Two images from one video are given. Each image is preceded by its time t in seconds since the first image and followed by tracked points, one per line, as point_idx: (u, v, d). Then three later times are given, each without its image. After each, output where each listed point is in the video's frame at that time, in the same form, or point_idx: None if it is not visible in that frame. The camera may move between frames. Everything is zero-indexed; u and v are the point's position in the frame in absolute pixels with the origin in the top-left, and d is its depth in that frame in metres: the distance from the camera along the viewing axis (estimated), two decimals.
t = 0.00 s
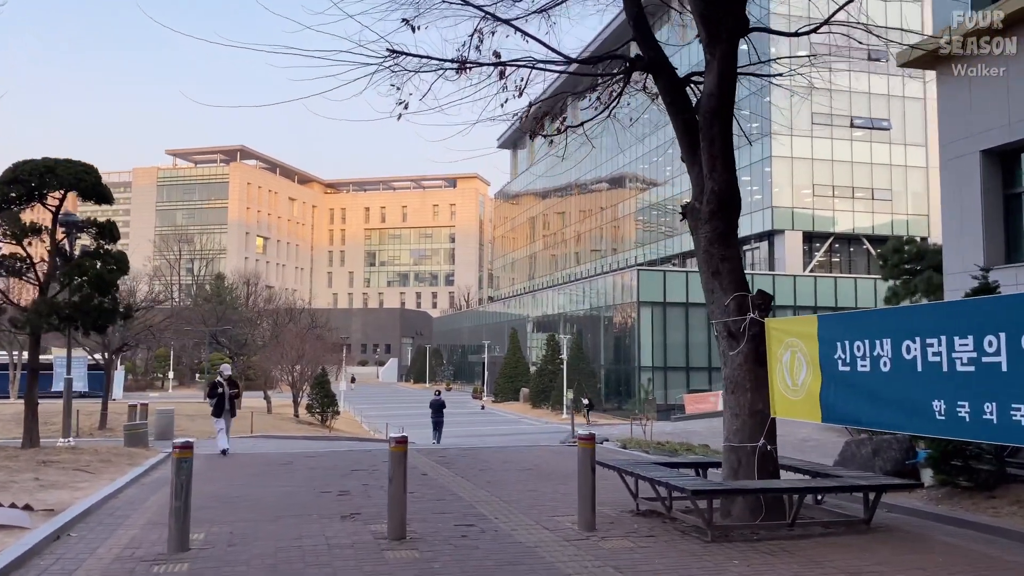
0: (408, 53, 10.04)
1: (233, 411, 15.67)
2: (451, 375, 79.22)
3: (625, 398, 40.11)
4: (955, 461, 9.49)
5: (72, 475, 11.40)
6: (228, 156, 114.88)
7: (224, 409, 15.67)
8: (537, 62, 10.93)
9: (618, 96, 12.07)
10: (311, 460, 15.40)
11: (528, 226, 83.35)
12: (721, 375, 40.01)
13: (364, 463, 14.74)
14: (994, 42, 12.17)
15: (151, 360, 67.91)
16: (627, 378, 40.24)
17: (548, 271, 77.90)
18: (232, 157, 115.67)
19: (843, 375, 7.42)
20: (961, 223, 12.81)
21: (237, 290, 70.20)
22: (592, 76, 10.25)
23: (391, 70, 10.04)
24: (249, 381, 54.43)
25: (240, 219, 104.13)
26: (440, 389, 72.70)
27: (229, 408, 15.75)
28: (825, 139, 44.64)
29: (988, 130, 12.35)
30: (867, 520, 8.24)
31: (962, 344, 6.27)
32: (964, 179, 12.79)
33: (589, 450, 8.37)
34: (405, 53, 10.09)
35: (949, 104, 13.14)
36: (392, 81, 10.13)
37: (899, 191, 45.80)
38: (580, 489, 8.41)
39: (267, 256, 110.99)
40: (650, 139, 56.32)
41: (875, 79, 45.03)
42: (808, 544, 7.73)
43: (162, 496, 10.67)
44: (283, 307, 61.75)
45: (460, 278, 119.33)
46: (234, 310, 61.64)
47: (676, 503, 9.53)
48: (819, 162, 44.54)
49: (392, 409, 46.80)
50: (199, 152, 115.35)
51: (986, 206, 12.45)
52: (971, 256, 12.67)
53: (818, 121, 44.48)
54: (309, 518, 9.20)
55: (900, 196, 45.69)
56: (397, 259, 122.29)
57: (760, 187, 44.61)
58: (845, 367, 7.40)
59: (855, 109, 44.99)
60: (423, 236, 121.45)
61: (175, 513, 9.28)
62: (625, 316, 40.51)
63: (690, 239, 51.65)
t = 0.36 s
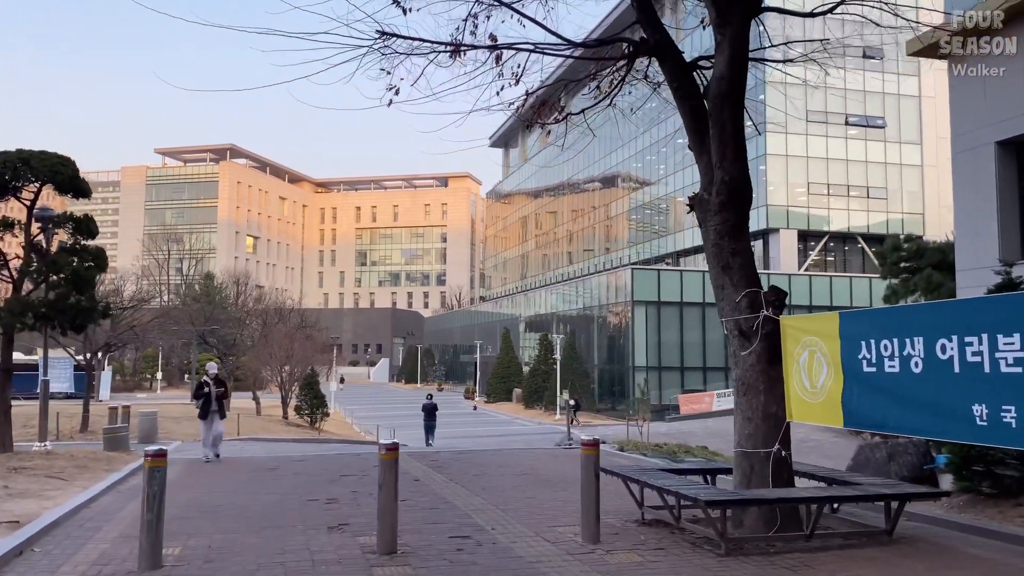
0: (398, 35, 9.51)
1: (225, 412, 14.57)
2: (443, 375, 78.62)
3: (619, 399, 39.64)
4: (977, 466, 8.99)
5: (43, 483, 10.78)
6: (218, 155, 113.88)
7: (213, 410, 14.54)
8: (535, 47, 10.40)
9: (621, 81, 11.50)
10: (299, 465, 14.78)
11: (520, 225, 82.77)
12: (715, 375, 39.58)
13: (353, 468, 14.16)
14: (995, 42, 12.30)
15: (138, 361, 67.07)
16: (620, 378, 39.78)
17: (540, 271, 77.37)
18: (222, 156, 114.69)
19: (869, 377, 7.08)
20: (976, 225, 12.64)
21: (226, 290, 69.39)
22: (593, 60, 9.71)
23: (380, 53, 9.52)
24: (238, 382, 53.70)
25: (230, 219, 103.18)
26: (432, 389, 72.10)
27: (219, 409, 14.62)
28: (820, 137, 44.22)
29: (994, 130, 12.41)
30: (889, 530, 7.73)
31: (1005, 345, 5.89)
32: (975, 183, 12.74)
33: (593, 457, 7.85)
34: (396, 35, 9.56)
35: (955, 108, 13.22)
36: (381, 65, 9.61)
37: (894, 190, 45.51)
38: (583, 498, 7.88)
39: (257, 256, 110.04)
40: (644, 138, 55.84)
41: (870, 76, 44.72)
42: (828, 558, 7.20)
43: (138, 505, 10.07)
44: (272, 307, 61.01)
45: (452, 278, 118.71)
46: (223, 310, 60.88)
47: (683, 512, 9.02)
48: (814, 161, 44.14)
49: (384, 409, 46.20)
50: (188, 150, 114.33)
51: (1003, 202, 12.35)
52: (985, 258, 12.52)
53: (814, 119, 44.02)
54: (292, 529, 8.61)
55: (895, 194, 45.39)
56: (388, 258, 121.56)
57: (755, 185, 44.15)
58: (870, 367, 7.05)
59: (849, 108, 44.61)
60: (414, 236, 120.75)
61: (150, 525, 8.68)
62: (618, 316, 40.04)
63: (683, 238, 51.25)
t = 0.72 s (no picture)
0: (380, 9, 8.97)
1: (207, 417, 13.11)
2: (430, 375, 77.93)
3: (608, 398, 39.16)
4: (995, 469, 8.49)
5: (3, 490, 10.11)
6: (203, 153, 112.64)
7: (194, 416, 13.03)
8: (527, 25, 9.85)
9: (616, 64, 10.99)
10: (279, 468, 14.13)
11: (507, 224, 82.14)
12: (705, 375, 39.03)
13: (336, 471, 13.53)
14: (993, 42, 12.08)
15: (121, 361, 66.03)
16: (610, 377, 39.28)
17: (528, 270, 76.78)
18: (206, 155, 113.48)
19: (893, 375, 6.84)
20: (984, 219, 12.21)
21: (210, 290, 68.41)
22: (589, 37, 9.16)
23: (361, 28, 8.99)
24: (221, 383, 52.83)
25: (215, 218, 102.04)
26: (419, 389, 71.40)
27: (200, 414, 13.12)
28: (810, 134, 43.89)
29: (995, 127, 12.14)
30: (909, 537, 7.21)
31: None
32: (980, 180, 12.39)
33: (592, 461, 7.31)
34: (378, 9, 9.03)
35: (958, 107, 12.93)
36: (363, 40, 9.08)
37: (885, 187, 45.21)
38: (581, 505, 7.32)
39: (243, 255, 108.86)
40: (633, 136, 55.42)
41: (860, 73, 44.46)
42: (846, 569, 6.66)
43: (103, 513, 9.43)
44: (257, 306, 60.13)
45: (439, 277, 118.01)
46: (206, 310, 59.94)
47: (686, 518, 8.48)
48: (804, 158, 43.84)
49: (370, 409, 45.56)
50: (173, 149, 113.12)
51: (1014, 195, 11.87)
52: (995, 251, 12.04)
53: (804, 116, 43.69)
54: (266, 540, 8.00)
55: (885, 192, 45.07)
56: (375, 258, 120.69)
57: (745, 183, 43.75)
58: (894, 363, 6.82)
59: (840, 105, 44.26)
60: (401, 235, 119.93)
61: (112, 537, 8.03)
62: (607, 315, 39.57)
63: (672, 237, 50.81)
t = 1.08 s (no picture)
0: None
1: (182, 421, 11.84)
2: (414, 375, 77.16)
3: (595, 398, 38.63)
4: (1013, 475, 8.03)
5: None
6: (184, 151, 111.16)
7: (167, 418, 11.75)
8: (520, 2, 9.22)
9: (614, 43, 10.38)
10: (255, 474, 13.42)
11: (492, 223, 81.51)
12: (692, 375, 38.48)
13: (315, 478, 12.86)
14: (993, 42, 11.78)
15: (98, 361, 64.76)
16: (596, 377, 38.78)
17: (512, 269, 76.18)
18: (187, 153, 112.00)
19: (924, 377, 6.66)
20: (993, 216, 11.67)
21: (189, 289, 67.25)
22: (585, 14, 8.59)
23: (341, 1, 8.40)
24: (200, 383, 51.84)
25: (196, 216, 100.67)
26: (402, 389, 70.67)
27: (174, 417, 11.86)
28: (796, 132, 43.61)
29: (999, 124, 11.74)
30: (933, 551, 6.66)
31: None
32: (987, 177, 11.92)
33: (592, 469, 6.76)
34: None
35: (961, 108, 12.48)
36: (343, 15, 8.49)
37: (871, 186, 44.96)
38: (579, 516, 6.76)
39: (224, 255, 107.49)
40: (618, 134, 55.00)
41: (847, 71, 44.27)
42: None
43: (59, 527, 8.71)
44: (237, 305, 59.13)
45: (424, 277, 117.20)
46: (185, 309, 58.87)
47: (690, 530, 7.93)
48: (791, 156, 43.55)
49: (353, 410, 44.77)
50: (153, 146, 111.59)
51: None
52: (1009, 245, 11.43)
53: (790, 113, 43.47)
54: (235, 556, 7.37)
55: (871, 190, 44.81)
56: (358, 257, 119.72)
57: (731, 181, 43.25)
58: (926, 363, 6.63)
59: (827, 103, 44.00)
60: (385, 234, 119.02)
61: (64, 554, 7.33)
62: (593, 315, 39.08)
63: (657, 236, 50.44)
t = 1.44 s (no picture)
0: None
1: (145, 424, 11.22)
2: (396, 375, 76.39)
3: (579, 398, 38.16)
4: None
5: None
6: (162, 149, 109.60)
7: (129, 422, 11.16)
8: None
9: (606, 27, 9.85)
10: (226, 481, 12.78)
11: (474, 223, 80.86)
12: (676, 374, 38.12)
13: (291, 484, 12.26)
14: (993, 42, 11.43)
15: (73, 362, 63.46)
16: (580, 377, 38.31)
17: (495, 269, 75.59)
18: (165, 151, 110.44)
19: (950, 378, 6.29)
20: (997, 217, 11.26)
21: (167, 288, 66.07)
22: None
23: None
24: (177, 384, 50.80)
25: (174, 215, 99.20)
26: (384, 390, 69.92)
27: (137, 421, 11.24)
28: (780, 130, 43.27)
29: (1003, 119, 11.34)
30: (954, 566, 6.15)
31: None
32: (990, 178, 11.50)
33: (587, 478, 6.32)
34: None
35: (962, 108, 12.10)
36: None
37: (855, 185, 44.71)
38: (573, 529, 6.30)
39: (203, 254, 106.06)
40: (601, 133, 54.57)
41: (831, 70, 44.07)
42: None
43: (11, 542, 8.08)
44: (215, 305, 58.09)
45: (406, 276, 116.38)
46: (162, 309, 57.77)
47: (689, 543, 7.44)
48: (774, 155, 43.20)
49: (332, 411, 43.99)
50: (130, 144, 109.93)
51: None
52: (1012, 242, 11.05)
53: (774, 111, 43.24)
54: (199, 574, 6.79)
55: (855, 189, 44.57)
56: (339, 257, 118.67)
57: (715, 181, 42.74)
58: (955, 364, 6.24)
59: (812, 101, 43.75)
60: (366, 234, 118.06)
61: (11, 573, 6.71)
62: (578, 314, 38.59)
63: (641, 235, 50.08)
